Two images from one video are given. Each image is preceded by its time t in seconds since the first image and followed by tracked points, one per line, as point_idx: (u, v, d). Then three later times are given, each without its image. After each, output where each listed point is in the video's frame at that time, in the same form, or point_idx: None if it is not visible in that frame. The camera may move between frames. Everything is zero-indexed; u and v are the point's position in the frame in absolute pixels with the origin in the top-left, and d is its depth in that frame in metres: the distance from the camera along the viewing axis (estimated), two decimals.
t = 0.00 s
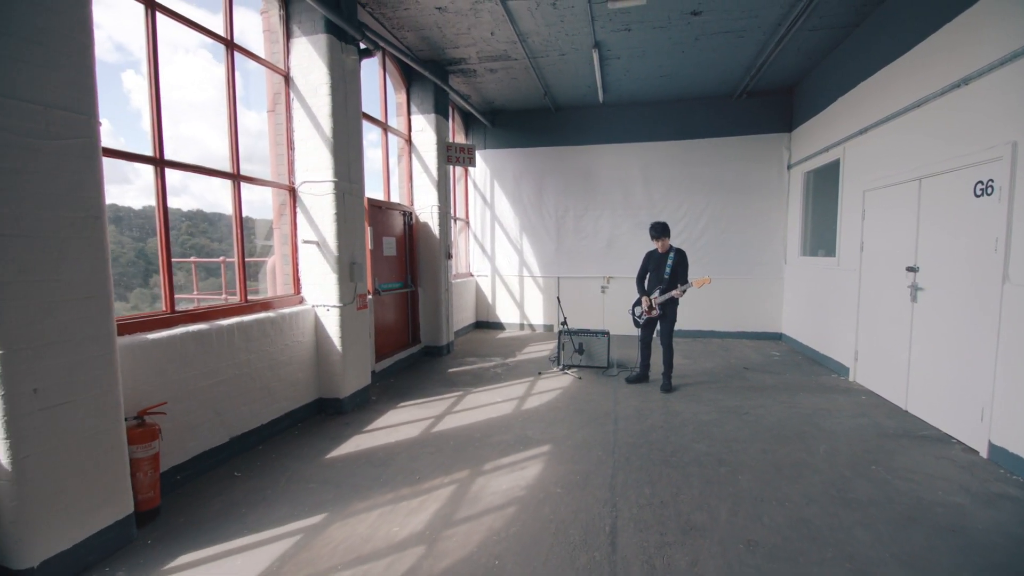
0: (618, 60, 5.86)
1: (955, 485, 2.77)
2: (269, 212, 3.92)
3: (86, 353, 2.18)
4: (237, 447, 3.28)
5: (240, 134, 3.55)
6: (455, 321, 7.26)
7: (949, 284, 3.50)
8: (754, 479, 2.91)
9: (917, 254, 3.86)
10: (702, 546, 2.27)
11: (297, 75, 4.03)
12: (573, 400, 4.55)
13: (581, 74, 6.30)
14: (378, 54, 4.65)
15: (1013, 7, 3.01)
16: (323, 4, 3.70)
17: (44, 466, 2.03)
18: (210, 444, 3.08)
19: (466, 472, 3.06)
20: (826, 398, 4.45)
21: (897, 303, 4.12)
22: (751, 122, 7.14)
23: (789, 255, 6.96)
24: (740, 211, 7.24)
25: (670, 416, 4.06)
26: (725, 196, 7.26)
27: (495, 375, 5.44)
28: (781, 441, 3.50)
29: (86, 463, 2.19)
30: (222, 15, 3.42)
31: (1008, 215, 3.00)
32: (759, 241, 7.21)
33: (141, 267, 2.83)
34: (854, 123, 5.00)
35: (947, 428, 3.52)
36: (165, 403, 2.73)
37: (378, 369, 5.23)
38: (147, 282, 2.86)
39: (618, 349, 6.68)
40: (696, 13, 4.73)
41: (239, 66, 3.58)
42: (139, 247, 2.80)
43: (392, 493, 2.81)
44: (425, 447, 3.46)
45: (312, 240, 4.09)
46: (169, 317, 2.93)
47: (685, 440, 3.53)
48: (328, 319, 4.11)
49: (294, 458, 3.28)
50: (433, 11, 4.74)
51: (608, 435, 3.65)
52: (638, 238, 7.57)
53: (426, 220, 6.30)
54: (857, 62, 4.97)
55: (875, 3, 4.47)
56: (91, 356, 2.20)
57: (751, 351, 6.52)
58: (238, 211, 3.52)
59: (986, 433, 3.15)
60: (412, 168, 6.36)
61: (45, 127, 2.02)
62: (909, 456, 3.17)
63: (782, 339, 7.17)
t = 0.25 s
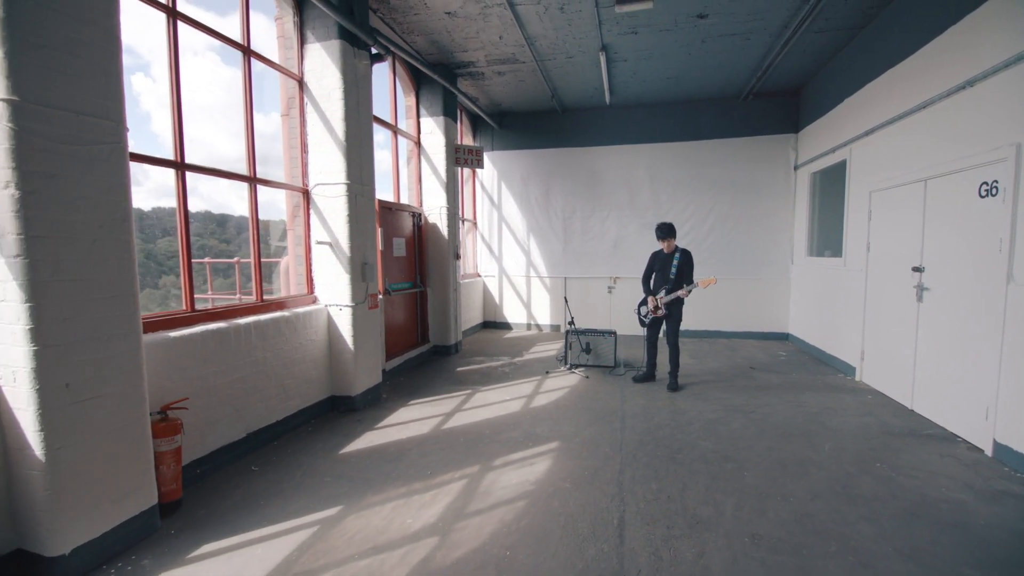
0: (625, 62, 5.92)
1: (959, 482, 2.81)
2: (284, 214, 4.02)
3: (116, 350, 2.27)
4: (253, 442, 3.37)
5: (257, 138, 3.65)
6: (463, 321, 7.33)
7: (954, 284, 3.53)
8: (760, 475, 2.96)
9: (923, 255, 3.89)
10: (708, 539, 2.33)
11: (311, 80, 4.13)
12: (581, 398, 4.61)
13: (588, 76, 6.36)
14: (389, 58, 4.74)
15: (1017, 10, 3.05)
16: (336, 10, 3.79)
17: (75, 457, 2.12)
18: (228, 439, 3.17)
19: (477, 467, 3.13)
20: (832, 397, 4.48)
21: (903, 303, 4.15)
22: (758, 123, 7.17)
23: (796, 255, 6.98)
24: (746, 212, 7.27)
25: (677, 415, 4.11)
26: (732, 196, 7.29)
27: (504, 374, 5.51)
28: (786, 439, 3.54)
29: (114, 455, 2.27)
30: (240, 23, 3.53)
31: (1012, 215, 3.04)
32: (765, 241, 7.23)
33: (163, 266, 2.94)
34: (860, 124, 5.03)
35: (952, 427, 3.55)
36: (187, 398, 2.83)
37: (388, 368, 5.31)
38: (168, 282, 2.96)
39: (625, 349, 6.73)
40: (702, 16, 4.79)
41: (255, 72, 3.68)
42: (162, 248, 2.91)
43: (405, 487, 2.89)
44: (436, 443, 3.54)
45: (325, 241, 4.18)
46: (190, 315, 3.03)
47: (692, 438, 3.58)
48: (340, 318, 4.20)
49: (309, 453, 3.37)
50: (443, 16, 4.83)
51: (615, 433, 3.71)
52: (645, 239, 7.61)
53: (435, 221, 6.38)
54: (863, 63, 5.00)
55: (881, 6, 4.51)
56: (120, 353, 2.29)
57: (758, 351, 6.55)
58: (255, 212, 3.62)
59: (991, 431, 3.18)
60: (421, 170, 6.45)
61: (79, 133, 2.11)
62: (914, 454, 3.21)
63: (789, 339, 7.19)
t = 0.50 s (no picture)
0: (633, 64, 5.98)
1: (963, 478, 2.86)
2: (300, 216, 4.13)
3: (148, 346, 2.39)
4: (273, 437, 3.48)
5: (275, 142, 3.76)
6: (473, 320, 7.43)
7: (961, 283, 3.56)
8: (767, 471, 3.02)
9: (930, 255, 3.93)
10: (714, 530, 2.41)
11: (326, 86, 4.25)
12: (589, 396, 4.69)
13: (597, 78, 6.43)
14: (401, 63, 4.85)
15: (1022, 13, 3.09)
16: (352, 18, 3.91)
17: (110, 448, 2.22)
18: (250, 433, 3.29)
19: (489, 462, 3.22)
20: (840, 396, 4.52)
21: (910, 302, 4.18)
22: (766, 123, 7.20)
23: (804, 256, 7.00)
24: (754, 212, 7.30)
25: (684, 412, 4.17)
26: (740, 197, 7.33)
27: (513, 372, 5.60)
28: (793, 436, 3.60)
29: (146, 446, 2.38)
30: (260, 31, 3.65)
31: (1017, 216, 3.07)
32: (774, 241, 7.26)
33: (188, 267, 3.06)
34: (868, 124, 5.06)
35: (959, 425, 3.59)
36: (211, 393, 2.95)
37: (400, 366, 5.42)
38: (193, 281, 3.08)
39: (633, 348, 6.79)
40: (710, 19, 4.84)
41: (274, 78, 3.80)
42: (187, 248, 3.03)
43: (420, 480, 2.99)
44: (448, 438, 3.63)
45: (340, 241, 4.29)
46: (213, 313, 3.15)
47: (699, 435, 3.65)
48: (355, 317, 4.31)
49: (327, 447, 3.47)
50: (454, 21, 4.93)
51: (624, 429, 3.79)
52: (653, 239, 7.66)
53: (446, 222, 6.48)
54: (871, 65, 5.03)
55: (888, 7, 4.54)
56: (151, 349, 2.40)
57: (766, 351, 6.58)
58: (273, 214, 3.73)
59: (997, 429, 3.22)
60: (432, 171, 6.55)
61: (114, 140, 2.23)
62: (920, 451, 3.25)
63: (797, 339, 7.20)
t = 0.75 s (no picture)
0: (641, 66, 6.03)
1: (967, 474, 2.89)
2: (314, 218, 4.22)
3: (173, 342, 2.49)
4: (289, 432, 3.58)
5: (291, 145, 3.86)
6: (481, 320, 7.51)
7: (967, 283, 3.59)
8: (772, 467, 3.08)
9: (936, 254, 3.95)
10: (720, 523, 2.47)
11: (340, 90, 4.35)
12: (597, 394, 4.75)
13: (604, 80, 6.48)
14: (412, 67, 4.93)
15: None
16: (365, 23, 4.00)
17: (138, 440, 2.32)
18: (267, 428, 3.39)
19: (499, 457, 3.30)
20: (846, 394, 4.55)
21: (917, 301, 4.21)
22: (773, 123, 7.22)
23: (811, 255, 7.02)
24: (761, 212, 7.32)
25: (691, 410, 4.23)
26: (747, 196, 7.35)
27: (522, 371, 5.67)
28: (799, 434, 3.64)
29: (171, 439, 2.48)
30: (276, 37, 3.75)
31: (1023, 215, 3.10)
32: (781, 241, 7.27)
33: (209, 267, 3.16)
34: (875, 125, 5.08)
35: (965, 423, 3.62)
36: (232, 389, 3.05)
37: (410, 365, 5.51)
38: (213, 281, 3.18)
39: (640, 347, 6.83)
40: (717, 21, 4.89)
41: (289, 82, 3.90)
42: (207, 249, 3.13)
43: (433, 473, 3.07)
44: (459, 434, 3.71)
45: (353, 242, 4.39)
46: (232, 312, 3.25)
47: (706, 432, 3.70)
48: (367, 316, 4.41)
49: (341, 442, 3.57)
50: (463, 25, 5.01)
51: (631, 426, 3.85)
52: (660, 239, 7.71)
53: (455, 222, 6.56)
54: (878, 65, 5.05)
55: (895, 8, 4.57)
56: (177, 345, 2.50)
57: (773, 350, 6.60)
58: (289, 215, 3.83)
59: (1002, 427, 3.25)
60: (441, 173, 6.64)
61: (142, 145, 2.33)
62: (925, 448, 3.29)
63: (804, 339, 7.22)
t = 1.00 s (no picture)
0: (648, 66, 6.07)
1: (972, 471, 2.93)
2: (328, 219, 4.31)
3: (198, 338, 2.59)
4: (304, 427, 3.68)
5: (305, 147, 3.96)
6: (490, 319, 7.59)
7: (974, 281, 3.61)
8: (778, 463, 3.13)
9: (943, 254, 3.98)
10: (726, 516, 2.53)
11: (352, 93, 4.45)
12: (605, 392, 4.81)
13: (612, 80, 6.53)
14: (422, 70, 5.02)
15: None
16: (377, 28, 4.09)
17: (164, 432, 2.42)
18: (284, 423, 3.49)
19: (509, 452, 3.38)
20: (853, 393, 4.58)
21: (924, 300, 4.22)
22: (781, 123, 7.23)
23: (819, 254, 7.03)
24: (769, 211, 7.33)
25: (698, 408, 4.28)
26: (754, 196, 7.37)
27: (530, 369, 5.75)
28: (805, 431, 3.69)
29: (195, 431, 2.58)
30: (291, 42, 3.86)
31: None
32: (789, 240, 7.29)
33: (229, 266, 3.26)
34: (882, 124, 5.10)
35: (971, 421, 3.64)
36: (251, 384, 3.15)
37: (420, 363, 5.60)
38: (233, 280, 3.29)
39: (647, 346, 6.88)
40: (724, 22, 4.93)
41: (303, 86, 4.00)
42: (227, 249, 3.24)
43: (445, 467, 3.16)
44: (470, 430, 3.80)
45: (366, 242, 4.49)
46: (251, 310, 3.36)
47: (712, 429, 3.75)
48: (379, 315, 4.50)
49: (355, 437, 3.66)
50: (473, 28, 5.09)
51: (639, 423, 3.91)
52: (667, 239, 7.74)
53: (464, 222, 6.64)
54: (886, 64, 5.06)
55: (903, 8, 4.58)
56: (200, 341, 2.60)
57: (780, 349, 6.62)
58: (304, 216, 3.94)
59: (1008, 425, 3.27)
60: (450, 173, 6.73)
61: (169, 150, 2.43)
62: (931, 446, 3.32)
63: (812, 338, 7.23)
